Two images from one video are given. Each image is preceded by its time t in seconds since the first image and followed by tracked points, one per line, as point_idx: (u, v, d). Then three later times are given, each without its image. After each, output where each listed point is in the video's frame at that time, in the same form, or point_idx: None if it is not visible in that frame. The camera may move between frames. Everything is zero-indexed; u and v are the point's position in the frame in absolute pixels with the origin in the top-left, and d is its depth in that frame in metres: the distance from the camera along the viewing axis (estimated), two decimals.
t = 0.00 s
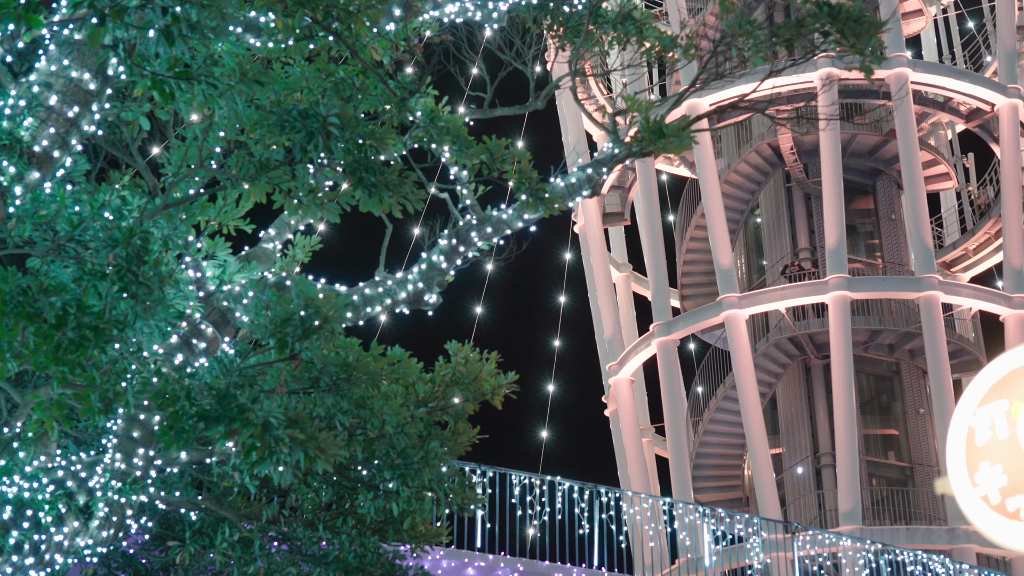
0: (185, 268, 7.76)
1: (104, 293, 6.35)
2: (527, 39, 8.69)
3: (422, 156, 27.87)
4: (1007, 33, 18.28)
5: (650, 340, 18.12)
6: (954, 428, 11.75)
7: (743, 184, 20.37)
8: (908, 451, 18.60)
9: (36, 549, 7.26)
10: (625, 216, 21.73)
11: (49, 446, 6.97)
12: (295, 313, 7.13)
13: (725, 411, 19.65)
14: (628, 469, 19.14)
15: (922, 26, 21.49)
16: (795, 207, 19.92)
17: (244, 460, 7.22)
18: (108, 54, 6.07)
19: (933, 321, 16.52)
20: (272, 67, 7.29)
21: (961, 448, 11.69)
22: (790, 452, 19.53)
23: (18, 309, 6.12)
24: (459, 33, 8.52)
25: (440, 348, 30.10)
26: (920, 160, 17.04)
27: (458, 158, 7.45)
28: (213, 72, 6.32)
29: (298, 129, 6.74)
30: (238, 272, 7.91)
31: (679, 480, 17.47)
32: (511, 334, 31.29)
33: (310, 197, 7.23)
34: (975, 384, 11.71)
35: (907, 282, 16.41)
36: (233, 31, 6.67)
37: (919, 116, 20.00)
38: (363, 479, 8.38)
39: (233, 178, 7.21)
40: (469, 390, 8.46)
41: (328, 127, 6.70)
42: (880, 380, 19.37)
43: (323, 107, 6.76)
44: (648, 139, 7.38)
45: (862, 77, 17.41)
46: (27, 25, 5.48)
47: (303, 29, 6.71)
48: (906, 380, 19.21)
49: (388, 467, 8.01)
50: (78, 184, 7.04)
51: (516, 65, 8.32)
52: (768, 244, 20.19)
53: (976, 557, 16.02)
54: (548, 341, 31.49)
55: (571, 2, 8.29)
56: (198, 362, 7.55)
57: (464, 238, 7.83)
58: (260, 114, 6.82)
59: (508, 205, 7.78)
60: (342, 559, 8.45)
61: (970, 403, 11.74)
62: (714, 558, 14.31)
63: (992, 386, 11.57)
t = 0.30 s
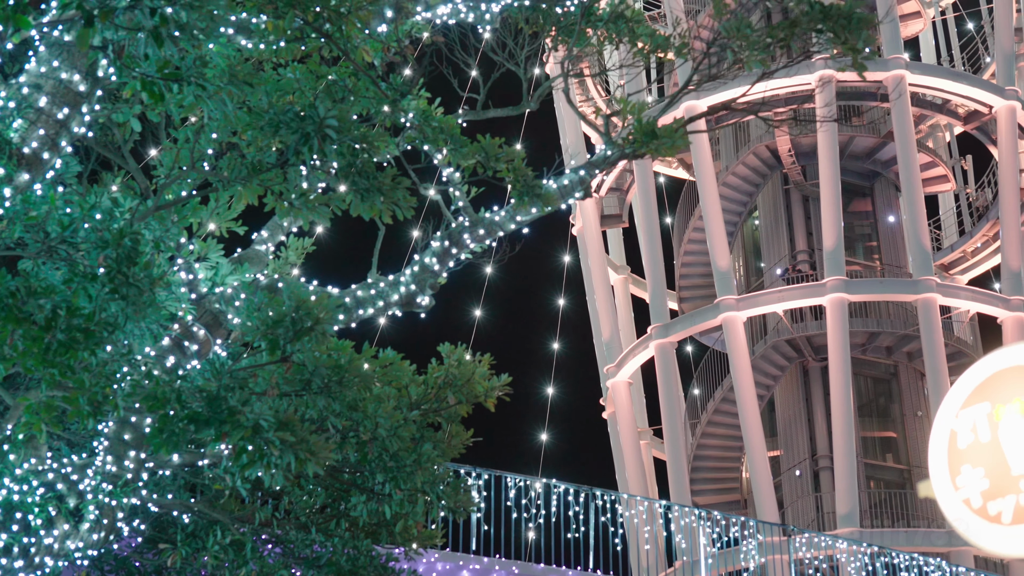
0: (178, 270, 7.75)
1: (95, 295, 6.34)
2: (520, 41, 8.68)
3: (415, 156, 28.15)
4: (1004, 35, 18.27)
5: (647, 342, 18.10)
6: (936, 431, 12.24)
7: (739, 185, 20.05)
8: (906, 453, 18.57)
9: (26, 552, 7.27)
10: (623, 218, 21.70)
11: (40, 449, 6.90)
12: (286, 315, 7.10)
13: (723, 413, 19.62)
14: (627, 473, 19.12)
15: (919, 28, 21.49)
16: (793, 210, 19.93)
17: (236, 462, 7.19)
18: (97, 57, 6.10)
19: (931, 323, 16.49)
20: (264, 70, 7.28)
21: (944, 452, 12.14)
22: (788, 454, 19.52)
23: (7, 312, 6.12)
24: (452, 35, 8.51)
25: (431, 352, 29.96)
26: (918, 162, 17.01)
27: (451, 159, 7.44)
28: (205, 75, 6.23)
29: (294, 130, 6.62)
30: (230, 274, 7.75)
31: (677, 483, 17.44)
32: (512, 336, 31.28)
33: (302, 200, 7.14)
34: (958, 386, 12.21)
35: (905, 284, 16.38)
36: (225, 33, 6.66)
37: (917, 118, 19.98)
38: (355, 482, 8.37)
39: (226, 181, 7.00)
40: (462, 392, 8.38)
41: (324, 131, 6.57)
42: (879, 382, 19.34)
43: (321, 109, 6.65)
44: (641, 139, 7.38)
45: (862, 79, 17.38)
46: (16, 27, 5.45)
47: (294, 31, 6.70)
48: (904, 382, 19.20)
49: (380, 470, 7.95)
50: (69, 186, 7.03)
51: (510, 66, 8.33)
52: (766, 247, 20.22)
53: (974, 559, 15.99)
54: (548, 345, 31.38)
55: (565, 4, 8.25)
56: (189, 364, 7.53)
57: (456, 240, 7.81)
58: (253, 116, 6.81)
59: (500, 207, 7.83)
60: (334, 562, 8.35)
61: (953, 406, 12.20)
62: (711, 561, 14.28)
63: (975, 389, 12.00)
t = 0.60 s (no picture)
0: (169, 272, 7.78)
1: (84, 297, 6.36)
2: (514, 44, 8.67)
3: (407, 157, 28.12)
4: (1002, 37, 18.24)
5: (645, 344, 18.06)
6: (921, 433, 13.80)
7: (738, 187, 20.04)
8: (903, 455, 18.55)
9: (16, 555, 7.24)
10: (621, 220, 21.66)
11: (30, 451, 6.97)
12: (277, 318, 7.11)
13: (720, 416, 19.60)
14: (624, 475, 19.10)
15: (918, 30, 21.47)
16: (791, 212, 19.92)
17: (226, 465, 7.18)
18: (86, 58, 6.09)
19: (929, 325, 16.46)
20: (255, 71, 7.25)
21: (925, 452, 13.80)
22: (786, 457, 19.48)
23: None
24: (446, 37, 8.50)
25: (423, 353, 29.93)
26: (916, 164, 16.97)
27: (443, 160, 7.45)
28: (195, 75, 6.26)
29: (284, 132, 6.64)
30: (222, 276, 7.83)
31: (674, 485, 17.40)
32: (510, 338, 31.26)
33: (292, 202, 7.14)
34: (939, 393, 13.80)
35: (902, 286, 16.35)
36: (217, 33, 6.71)
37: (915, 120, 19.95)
38: (348, 484, 8.33)
39: (216, 182, 7.01)
40: (454, 394, 8.39)
41: (315, 133, 6.62)
42: (877, 384, 19.32)
43: (312, 111, 6.68)
44: (630, 141, 7.36)
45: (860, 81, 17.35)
46: (6, 29, 5.39)
47: (284, 33, 6.67)
48: (901, 385, 19.17)
49: (371, 471, 8.02)
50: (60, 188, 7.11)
51: (502, 68, 8.30)
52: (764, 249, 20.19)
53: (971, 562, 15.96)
54: (547, 347, 31.41)
55: (557, 5, 8.26)
56: (181, 367, 7.58)
57: (449, 242, 7.81)
58: (243, 117, 6.78)
59: (493, 209, 7.77)
60: (327, 565, 8.33)
61: (936, 409, 13.79)
62: (706, 563, 14.30)
63: (955, 393, 13.64)
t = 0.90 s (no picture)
0: (161, 275, 7.76)
1: (73, 301, 6.37)
2: (508, 47, 8.57)
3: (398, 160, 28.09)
4: (1000, 41, 18.23)
5: (643, 348, 18.03)
6: (903, 437, 13.99)
7: (736, 191, 19.90)
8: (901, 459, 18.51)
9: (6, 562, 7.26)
10: (619, 224, 21.62)
11: (19, 456, 6.93)
12: (267, 321, 7.11)
13: (718, 419, 19.58)
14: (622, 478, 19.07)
15: (916, 34, 21.45)
16: (789, 215, 19.94)
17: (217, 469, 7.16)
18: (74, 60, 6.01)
19: (927, 329, 16.41)
20: (244, 74, 7.22)
21: (907, 457, 13.98)
22: (783, 460, 19.45)
23: None
24: (439, 41, 8.46)
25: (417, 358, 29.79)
26: (914, 167, 16.92)
27: (434, 164, 7.40)
28: (183, 78, 6.16)
29: (271, 135, 6.66)
30: (213, 279, 7.83)
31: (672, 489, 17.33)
32: (508, 341, 31.20)
33: (282, 204, 7.06)
34: (923, 395, 13.98)
35: (900, 290, 16.32)
36: (207, 35, 6.75)
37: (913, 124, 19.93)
38: (341, 488, 8.31)
39: (205, 185, 6.87)
40: (447, 398, 8.34)
41: (301, 134, 6.63)
42: (875, 388, 19.31)
43: (297, 113, 6.69)
44: (624, 145, 7.34)
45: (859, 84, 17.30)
46: None
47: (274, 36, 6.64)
48: (899, 388, 19.14)
49: (364, 475, 7.96)
50: (50, 192, 7.07)
51: (492, 71, 8.20)
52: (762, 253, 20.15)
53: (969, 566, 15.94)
54: (547, 350, 31.32)
55: (549, 8, 8.22)
56: (172, 370, 7.57)
57: (441, 246, 7.78)
58: (233, 120, 6.75)
59: (485, 213, 7.72)
60: (319, 569, 8.33)
61: (919, 412, 13.95)
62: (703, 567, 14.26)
63: (940, 395, 13.83)
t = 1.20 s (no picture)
0: (151, 282, 7.72)
1: (60, 308, 6.36)
2: (501, 54, 8.55)
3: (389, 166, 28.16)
4: (997, 47, 18.23)
5: (640, 355, 17.99)
6: (883, 444, 13.93)
7: (733, 198, 20.26)
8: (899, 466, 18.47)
9: None
10: (617, 231, 21.61)
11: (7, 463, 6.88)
12: (258, 327, 7.09)
13: (717, 426, 19.51)
14: (620, 485, 19.02)
15: (913, 41, 21.45)
16: (787, 222, 19.84)
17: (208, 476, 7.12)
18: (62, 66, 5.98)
19: (926, 337, 16.34)
20: (235, 81, 7.21)
21: (889, 465, 13.86)
22: (781, 467, 19.41)
23: None
24: (430, 47, 8.44)
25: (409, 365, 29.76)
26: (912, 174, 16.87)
27: (424, 170, 7.48)
28: (171, 84, 6.11)
29: (263, 142, 6.55)
30: (205, 286, 7.77)
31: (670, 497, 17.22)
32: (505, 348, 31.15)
33: (273, 210, 7.05)
34: (906, 398, 13.89)
35: (898, 296, 16.29)
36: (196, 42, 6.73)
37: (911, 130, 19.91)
38: (330, 495, 8.28)
39: (197, 192, 6.91)
40: (439, 405, 8.34)
41: (294, 141, 6.48)
42: (873, 395, 19.28)
43: (291, 120, 6.57)
44: (616, 151, 7.32)
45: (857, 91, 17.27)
46: None
47: (264, 42, 6.60)
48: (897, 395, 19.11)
49: (355, 483, 7.91)
50: (40, 199, 7.04)
51: (482, 77, 8.18)
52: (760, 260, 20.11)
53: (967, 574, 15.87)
54: (543, 357, 31.25)
55: (540, 15, 8.28)
56: (162, 378, 7.40)
57: (433, 252, 7.73)
58: (223, 126, 6.72)
59: (476, 219, 7.71)
60: None
61: (900, 414, 13.85)
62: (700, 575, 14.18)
63: (922, 401, 13.72)
